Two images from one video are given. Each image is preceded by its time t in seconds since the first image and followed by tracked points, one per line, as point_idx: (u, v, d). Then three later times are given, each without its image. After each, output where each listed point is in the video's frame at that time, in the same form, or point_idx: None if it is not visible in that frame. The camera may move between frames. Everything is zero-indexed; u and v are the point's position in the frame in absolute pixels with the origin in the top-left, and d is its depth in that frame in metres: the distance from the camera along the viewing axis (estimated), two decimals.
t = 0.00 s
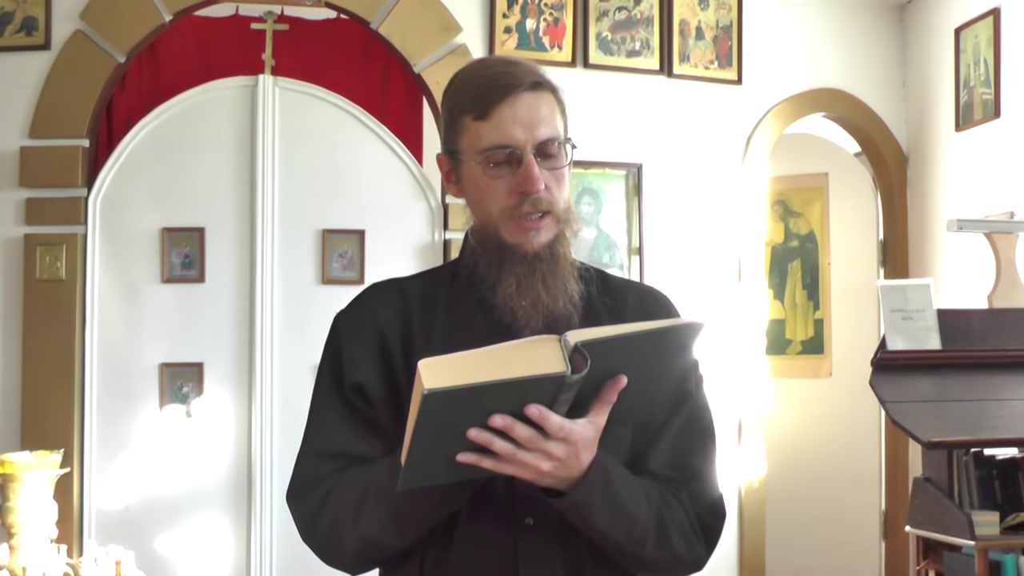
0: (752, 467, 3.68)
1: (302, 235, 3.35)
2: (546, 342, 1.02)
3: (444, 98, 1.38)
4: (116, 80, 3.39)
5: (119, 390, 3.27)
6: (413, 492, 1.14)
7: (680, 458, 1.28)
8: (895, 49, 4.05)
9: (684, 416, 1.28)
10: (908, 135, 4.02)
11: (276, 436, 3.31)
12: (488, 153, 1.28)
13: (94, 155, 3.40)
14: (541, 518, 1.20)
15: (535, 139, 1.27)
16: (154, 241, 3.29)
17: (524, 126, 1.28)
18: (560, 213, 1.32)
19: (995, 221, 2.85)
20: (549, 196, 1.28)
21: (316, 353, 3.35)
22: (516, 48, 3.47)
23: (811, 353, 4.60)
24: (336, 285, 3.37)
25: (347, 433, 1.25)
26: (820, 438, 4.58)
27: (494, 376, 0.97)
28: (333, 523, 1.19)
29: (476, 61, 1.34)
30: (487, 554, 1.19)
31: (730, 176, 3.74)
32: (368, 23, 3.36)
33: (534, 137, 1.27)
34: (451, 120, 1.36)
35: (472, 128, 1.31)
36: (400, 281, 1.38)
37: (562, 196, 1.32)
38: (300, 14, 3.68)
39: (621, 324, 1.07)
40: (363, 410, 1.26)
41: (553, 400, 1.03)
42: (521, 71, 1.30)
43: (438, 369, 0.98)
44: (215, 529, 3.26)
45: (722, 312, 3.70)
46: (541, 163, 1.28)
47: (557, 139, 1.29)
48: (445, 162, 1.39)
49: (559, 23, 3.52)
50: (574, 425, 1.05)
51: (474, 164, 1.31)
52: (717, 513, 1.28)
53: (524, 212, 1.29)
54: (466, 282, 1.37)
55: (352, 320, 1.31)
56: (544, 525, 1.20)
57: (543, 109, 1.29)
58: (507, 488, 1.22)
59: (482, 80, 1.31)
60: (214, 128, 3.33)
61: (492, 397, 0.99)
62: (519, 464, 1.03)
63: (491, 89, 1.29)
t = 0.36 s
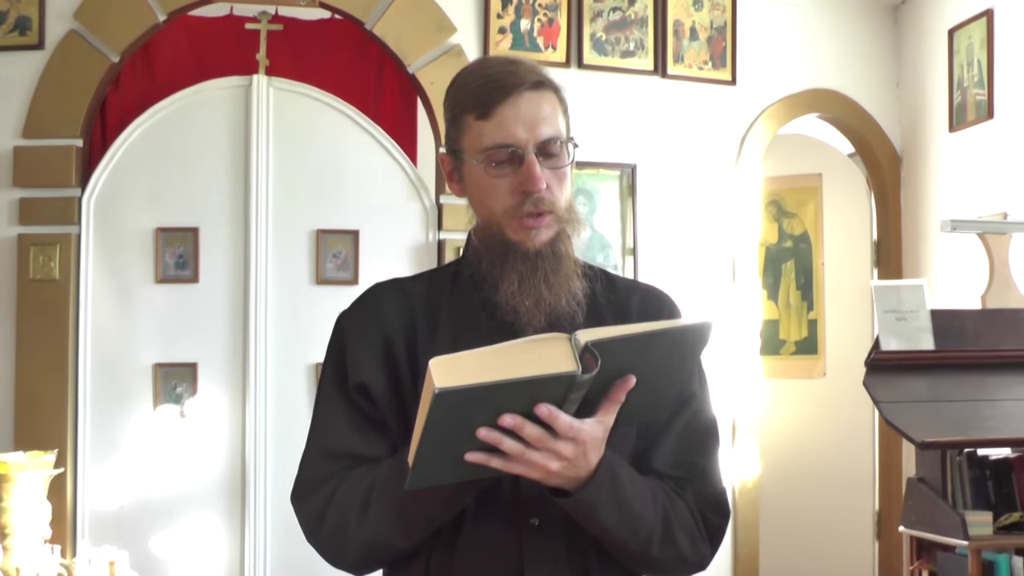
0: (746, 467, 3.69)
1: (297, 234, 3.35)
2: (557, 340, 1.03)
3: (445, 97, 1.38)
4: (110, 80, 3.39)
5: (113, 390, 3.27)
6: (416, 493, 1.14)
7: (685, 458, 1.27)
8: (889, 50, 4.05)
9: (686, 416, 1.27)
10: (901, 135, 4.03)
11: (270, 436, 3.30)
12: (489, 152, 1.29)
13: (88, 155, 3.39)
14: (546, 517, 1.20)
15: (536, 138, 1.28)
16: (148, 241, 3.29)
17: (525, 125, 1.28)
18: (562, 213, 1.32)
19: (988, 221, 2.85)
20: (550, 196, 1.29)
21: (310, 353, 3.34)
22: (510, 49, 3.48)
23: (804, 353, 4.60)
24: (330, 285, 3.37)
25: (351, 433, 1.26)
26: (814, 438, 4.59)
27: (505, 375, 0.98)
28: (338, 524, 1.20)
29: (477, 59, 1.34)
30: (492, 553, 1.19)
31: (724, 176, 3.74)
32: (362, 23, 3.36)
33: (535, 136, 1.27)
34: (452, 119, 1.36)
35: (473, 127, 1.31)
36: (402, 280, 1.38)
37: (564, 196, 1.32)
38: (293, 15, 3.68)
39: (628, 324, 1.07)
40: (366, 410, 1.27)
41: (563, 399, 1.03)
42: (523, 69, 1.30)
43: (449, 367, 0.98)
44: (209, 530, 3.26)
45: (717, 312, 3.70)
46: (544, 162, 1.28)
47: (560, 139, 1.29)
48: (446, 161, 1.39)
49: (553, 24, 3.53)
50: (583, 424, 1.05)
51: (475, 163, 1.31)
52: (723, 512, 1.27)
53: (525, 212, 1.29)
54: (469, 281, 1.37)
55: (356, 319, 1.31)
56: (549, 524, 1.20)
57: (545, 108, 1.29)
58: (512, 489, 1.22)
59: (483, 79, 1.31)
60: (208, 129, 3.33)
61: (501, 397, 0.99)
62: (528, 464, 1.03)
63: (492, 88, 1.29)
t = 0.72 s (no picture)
0: (741, 468, 3.69)
1: (291, 236, 3.35)
2: (557, 344, 1.03)
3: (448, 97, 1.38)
4: (104, 80, 3.39)
5: (108, 391, 3.26)
6: (416, 495, 1.15)
7: (687, 461, 1.27)
8: (882, 51, 4.05)
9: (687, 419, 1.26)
10: (895, 136, 4.03)
11: (264, 437, 3.30)
12: (488, 152, 1.28)
13: (82, 156, 3.39)
14: (545, 520, 1.19)
15: (536, 139, 1.28)
16: (142, 242, 3.29)
17: (526, 126, 1.28)
18: (561, 214, 1.32)
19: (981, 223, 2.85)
20: (549, 197, 1.28)
21: (303, 354, 3.34)
22: (504, 50, 3.48)
23: (798, 354, 4.61)
24: (325, 286, 3.36)
25: (348, 436, 1.26)
26: (808, 438, 4.58)
27: (506, 379, 0.98)
28: (333, 526, 1.20)
29: (479, 59, 1.34)
30: (490, 555, 1.19)
31: (718, 178, 3.74)
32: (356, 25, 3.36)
33: (535, 137, 1.27)
34: (454, 119, 1.36)
35: (474, 127, 1.31)
36: (404, 281, 1.39)
37: (564, 198, 1.32)
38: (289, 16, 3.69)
39: (630, 328, 1.07)
40: (364, 413, 1.27)
41: (564, 403, 1.04)
42: (524, 70, 1.30)
43: (448, 372, 0.98)
44: (203, 530, 3.26)
45: (711, 313, 3.70)
46: (543, 163, 1.28)
47: (560, 140, 1.29)
48: (448, 161, 1.39)
49: (547, 25, 3.53)
50: (584, 428, 1.05)
51: (475, 163, 1.31)
52: (723, 515, 1.27)
53: (524, 213, 1.29)
54: (469, 282, 1.38)
55: (356, 321, 1.31)
56: (548, 526, 1.19)
57: (546, 109, 1.29)
58: (512, 491, 1.22)
59: (484, 79, 1.31)
60: (203, 130, 3.33)
61: (501, 401, 0.99)
62: (529, 467, 1.04)
63: (493, 88, 1.29)
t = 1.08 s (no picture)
0: (737, 468, 3.69)
1: (287, 236, 3.35)
2: (556, 348, 1.03)
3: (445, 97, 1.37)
4: (100, 80, 3.38)
5: (104, 391, 3.27)
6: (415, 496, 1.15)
7: (688, 461, 1.27)
8: (879, 51, 4.05)
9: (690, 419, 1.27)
10: (892, 136, 4.03)
11: (260, 438, 3.30)
12: (483, 152, 1.28)
13: (77, 156, 3.39)
14: (545, 521, 1.19)
15: (533, 139, 1.27)
16: (137, 242, 3.29)
17: (521, 125, 1.27)
18: (558, 213, 1.31)
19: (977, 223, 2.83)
20: (545, 196, 1.27)
21: (298, 355, 3.34)
22: (500, 49, 3.48)
23: (794, 355, 4.61)
24: (321, 286, 3.36)
25: (347, 437, 1.26)
26: (804, 438, 4.58)
27: (501, 384, 0.97)
28: (332, 527, 1.20)
29: (478, 59, 1.33)
30: (489, 556, 1.19)
31: (714, 178, 3.74)
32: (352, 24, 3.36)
33: (531, 137, 1.26)
34: (452, 119, 1.35)
35: (470, 127, 1.30)
36: (404, 280, 1.38)
37: (563, 197, 1.31)
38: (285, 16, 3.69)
39: (629, 332, 1.05)
40: (364, 414, 1.27)
41: (561, 407, 1.03)
42: (521, 69, 1.30)
43: (445, 377, 0.98)
44: (200, 531, 3.26)
45: (708, 313, 3.70)
46: (539, 163, 1.27)
47: (558, 140, 1.28)
48: (446, 161, 1.38)
49: (544, 25, 3.52)
50: (582, 431, 1.05)
51: (472, 164, 1.30)
52: (724, 516, 1.26)
53: (521, 213, 1.28)
54: (468, 281, 1.37)
55: (356, 322, 1.31)
56: (548, 529, 1.19)
57: (543, 108, 1.28)
58: (511, 493, 1.22)
59: (481, 79, 1.30)
60: (200, 129, 3.33)
61: (497, 405, 0.98)
62: (526, 470, 1.03)
63: (489, 88, 1.29)
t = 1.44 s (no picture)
0: (734, 468, 3.69)
1: (283, 236, 3.35)
2: (554, 349, 1.01)
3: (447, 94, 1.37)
4: (97, 80, 3.38)
5: (101, 390, 3.26)
6: (411, 499, 1.14)
7: (687, 463, 1.26)
8: (876, 51, 4.05)
9: (690, 420, 1.27)
10: (889, 136, 4.03)
11: (256, 437, 3.29)
12: (484, 151, 1.28)
13: (74, 156, 3.39)
14: (543, 523, 1.19)
15: (534, 138, 1.27)
16: (134, 241, 3.29)
17: (523, 124, 1.27)
18: (561, 214, 1.31)
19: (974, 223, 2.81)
20: (547, 197, 1.27)
21: (295, 354, 3.34)
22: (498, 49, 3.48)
23: (790, 355, 4.59)
24: (317, 286, 3.36)
25: (344, 437, 1.26)
26: (801, 438, 4.58)
27: (498, 385, 0.96)
28: (331, 526, 1.21)
29: (480, 56, 1.33)
30: (486, 558, 1.19)
31: (711, 178, 3.74)
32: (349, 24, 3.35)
33: (533, 136, 1.26)
34: (454, 116, 1.35)
35: (472, 125, 1.30)
36: (404, 280, 1.38)
37: (565, 197, 1.31)
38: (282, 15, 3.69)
39: (629, 333, 1.05)
40: (363, 413, 1.27)
41: (560, 408, 1.02)
42: (524, 67, 1.29)
43: (441, 377, 0.97)
44: (197, 531, 3.26)
45: (705, 314, 3.70)
46: (540, 162, 1.27)
47: (560, 139, 1.28)
48: (448, 159, 1.38)
49: (541, 24, 3.52)
50: (581, 433, 1.04)
51: (473, 163, 1.30)
52: (724, 518, 1.26)
53: (522, 213, 1.28)
54: (468, 281, 1.37)
55: (355, 320, 1.31)
56: (546, 532, 1.19)
57: (545, 107, 1.28)
58: (510, 494, 1.21)
59: (483, 77, 1.29)
60: (198, 129, 3.33)
61: (495, 406, 0.98)
62: (525, 472, 1.02)
63: (492, 86, 1.28)
